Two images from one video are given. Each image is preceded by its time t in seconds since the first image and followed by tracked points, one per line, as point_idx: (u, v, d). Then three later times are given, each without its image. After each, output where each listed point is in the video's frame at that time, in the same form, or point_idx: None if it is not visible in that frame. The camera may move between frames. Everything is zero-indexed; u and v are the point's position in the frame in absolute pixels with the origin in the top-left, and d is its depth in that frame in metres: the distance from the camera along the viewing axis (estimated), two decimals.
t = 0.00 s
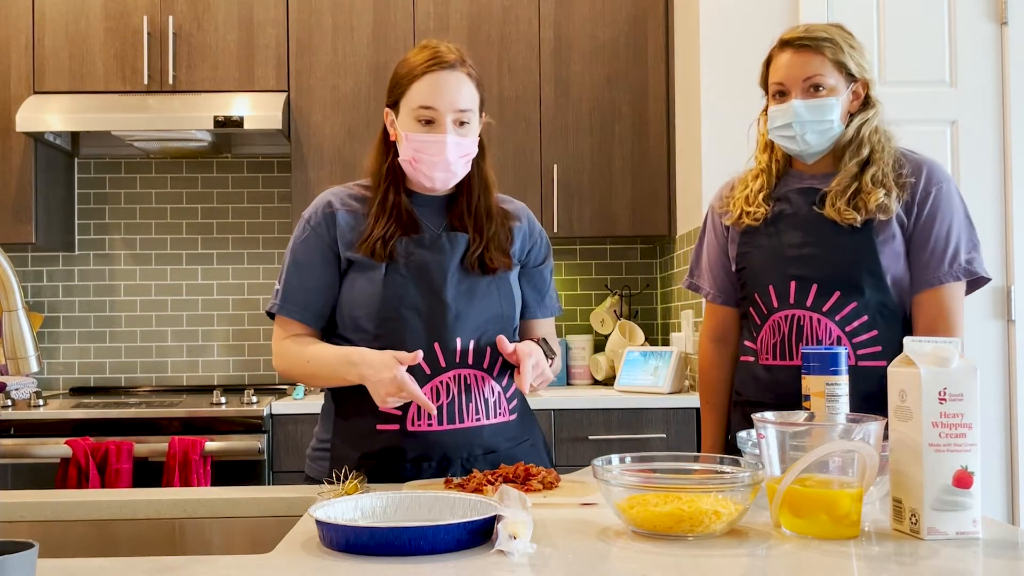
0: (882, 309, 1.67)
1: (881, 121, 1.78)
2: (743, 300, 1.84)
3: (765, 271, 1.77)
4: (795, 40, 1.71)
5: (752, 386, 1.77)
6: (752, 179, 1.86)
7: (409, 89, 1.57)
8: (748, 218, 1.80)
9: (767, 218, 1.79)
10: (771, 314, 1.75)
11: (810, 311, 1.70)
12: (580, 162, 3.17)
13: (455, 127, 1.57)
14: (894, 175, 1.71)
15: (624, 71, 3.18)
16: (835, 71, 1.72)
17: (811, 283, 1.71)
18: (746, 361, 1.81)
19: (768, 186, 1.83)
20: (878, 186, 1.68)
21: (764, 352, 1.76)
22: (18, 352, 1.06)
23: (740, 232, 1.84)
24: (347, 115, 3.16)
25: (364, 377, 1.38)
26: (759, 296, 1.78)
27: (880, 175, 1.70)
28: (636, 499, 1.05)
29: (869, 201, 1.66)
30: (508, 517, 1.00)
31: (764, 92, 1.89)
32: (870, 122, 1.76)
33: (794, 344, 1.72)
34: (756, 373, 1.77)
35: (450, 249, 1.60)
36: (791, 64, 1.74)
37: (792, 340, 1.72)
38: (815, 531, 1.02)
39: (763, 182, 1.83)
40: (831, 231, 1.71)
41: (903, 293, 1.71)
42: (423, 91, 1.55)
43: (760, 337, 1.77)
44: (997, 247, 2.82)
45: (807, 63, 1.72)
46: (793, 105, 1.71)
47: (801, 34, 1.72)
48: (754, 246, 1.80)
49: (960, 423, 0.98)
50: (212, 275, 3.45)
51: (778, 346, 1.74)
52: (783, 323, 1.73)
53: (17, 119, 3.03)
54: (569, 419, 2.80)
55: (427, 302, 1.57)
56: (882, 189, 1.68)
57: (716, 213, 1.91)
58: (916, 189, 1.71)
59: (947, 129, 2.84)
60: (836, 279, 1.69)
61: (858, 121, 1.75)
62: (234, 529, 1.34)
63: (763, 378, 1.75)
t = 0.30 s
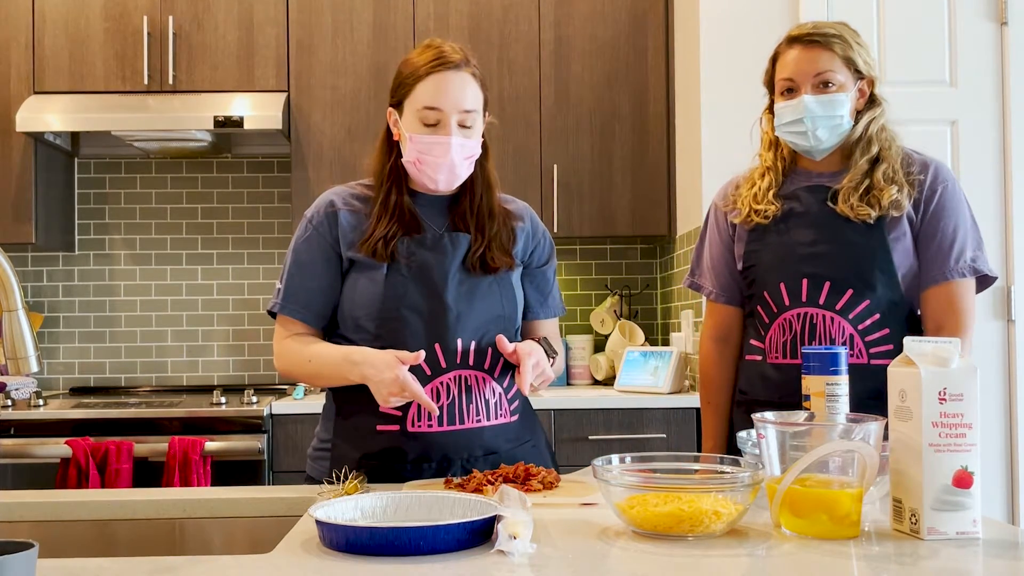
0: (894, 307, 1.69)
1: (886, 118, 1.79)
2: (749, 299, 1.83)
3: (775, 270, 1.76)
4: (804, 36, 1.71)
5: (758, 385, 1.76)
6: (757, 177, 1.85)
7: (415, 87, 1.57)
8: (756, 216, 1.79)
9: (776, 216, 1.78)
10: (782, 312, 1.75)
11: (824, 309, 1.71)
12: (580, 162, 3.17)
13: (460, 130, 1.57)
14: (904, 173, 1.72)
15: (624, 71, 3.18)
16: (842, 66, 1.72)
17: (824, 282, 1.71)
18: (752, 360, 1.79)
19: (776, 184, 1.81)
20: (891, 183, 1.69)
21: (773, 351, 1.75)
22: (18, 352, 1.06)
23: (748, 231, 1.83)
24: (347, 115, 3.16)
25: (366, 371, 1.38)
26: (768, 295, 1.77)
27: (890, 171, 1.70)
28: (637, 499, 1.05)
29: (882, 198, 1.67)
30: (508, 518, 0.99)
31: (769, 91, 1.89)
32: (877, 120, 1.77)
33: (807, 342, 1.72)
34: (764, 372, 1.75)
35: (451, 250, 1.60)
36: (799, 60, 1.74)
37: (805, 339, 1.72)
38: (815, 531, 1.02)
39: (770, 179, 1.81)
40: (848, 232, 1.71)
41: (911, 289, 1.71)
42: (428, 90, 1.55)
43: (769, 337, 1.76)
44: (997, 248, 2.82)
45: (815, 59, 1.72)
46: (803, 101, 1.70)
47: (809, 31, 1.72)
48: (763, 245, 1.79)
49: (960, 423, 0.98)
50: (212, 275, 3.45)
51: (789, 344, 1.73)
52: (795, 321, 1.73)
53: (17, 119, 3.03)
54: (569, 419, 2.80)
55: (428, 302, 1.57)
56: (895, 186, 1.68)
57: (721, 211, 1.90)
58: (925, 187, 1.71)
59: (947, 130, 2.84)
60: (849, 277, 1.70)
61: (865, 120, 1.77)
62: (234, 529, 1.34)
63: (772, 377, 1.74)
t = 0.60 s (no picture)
0: (888, 308, 1.68)
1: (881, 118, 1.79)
2: (744, 297, 1.83)
3: (771, 270, 1.76)
4: (800, 34, 1.71)
5: (752, 385, 1.76)
6: (752, 177, 1.85)
7: (424, 91, 1.56)
8: (752, 217, 1.79)
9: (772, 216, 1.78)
10: (777, 312, 1.74)
11: (818, 309, 1.70)
12: (580, 162, 3.18)
13: (468, 134, 1.58)
14: (899, 174, 1.72)
15: (624, 71, 3.18)
16: (837, 65, 1.72)
17: (819, 282, 1.71)
18: (746, 360, 1.79)
19: (771, 184, 1.82)
20: (887, 184, 1.70)
21: (768, 351, 1.74)
22: (18, 352, 1.06)
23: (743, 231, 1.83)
24: (347, 115, 3.16)
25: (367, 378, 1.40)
26: (764, 295, 1.76)
27: (886, 173, 1.71)
28: (637, 499, 1.05)
29: (878, 199, 1.67)
30: (508, 518, 1.00)
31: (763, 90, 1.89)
32: (872, 120, 1.77)
33: (801, 343, 1.71)
34: (759, 372, 1.75)
35: (454, 251, 1.60)
36: (794, 59, 1.74)
37: (800, 339, 1.71)
38: (815, 531, 1.02)
39: (766, 180, 1.82)
40: (843, 232, 1.71)
41: (906, 292, 1.71)
42: (437, 94, 1.54)
43: (764, 337, 1.76)
44: (997, 248, 2.82)
45: (809, 57, 1.72)
46: (799, 100, 1.71)
47: (805, 29, 1.72)
48: (759, 246, 1.79)
49: (960, 423, 0.98)
50: (212, 275, 3.45)
51: (784, 344, 1.73)
52: (790, 321, 1.72)
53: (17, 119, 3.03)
54: (569, 419, 2.80)
55: (429, 303, 1.57)
56: (891, 186, 1.69)
57: (716, 211, 1.90)
58: (920, 189, 1.71)
59: (947, 129, 2.84)
60: (844, 278, 1.69)
61: (860, 121, 1.76)
62: (234, 529, 1.35)
63: (767, 377, 1.73)
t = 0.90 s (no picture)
0: (857, 310, 1.66)
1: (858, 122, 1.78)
2: (716, 297, 1.82)
3: (742, 269, 1.75)
4: (774, 41, 1.69)
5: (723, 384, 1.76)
6: (729, 177, 1.85)
7: (428, 91, 1.56)
8: (725, 216, 1.79)
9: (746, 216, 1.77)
10: (746, 311, 1.73)
11: (785, 310, 1.69)
12: (580, 162, 3.18)
13: (471, 133, 1.58)
14: (872, 180, 1.70)
15: (624, 70, 3.18)
16: (813, 74, 1.70)
17: (786, 282, 1.69)
18: (717, 358, 1.78)
19: (747, 184, 1.82)
20: (860, 189, 1.68)
21: (736, 350, 1.73)
22: (18, 352, 1.06)
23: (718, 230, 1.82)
24: (347, 115, 3.16)
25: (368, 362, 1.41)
26: (734, 294, 1.76)
27: (859, 178, 1.69)
28: (636, 499, 1.05)
29: (849, 204, 1.66)
30: (508, 518, 1.00)
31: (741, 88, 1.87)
32: (847, 125, 1.76)
33: (767, 343, 1.70)
34: (728, 370, 1.75)
35: (454, 251, 1.60)
36: (767, 66, 1.72)
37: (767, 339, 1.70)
38: (815, 531, 1.02)
39: (741, 180, 1.82)
40: (811, 234, 1.69)
41: (877, 296, 1.70)
42: (442, 94, 1.55)
43: (734, 336, 1.75)
44: (997, 249, 2.82)
45: (783, 65, 1.70)
46: (770, 110, 1.70)
47: (780, 36, 1.70)
48: (731, 245, 1.78)
49: (959, 423, 0.98)
50: (212, 275, 3.45)
51: (752, 344, 1.71)
52: (758, 321, 1.71)
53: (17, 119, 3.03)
54: (569, 419, 2.80)
55: (428, 302, 1.58)
56: (863, 192, 1.67)
57: (694, 212, 1.88)
58: (894, 194, 1.69)
59: (947, 130, 2.84)
60: (811, 278, 1.68)
61: (835, 125, 1.75)
62: (235, 529, 1.35)
63: (734, 376, 1.73)
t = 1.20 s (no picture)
0: (811, 310, 1.67)
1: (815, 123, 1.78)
2: (674, 294, 1.81)
3: (698, 268, 1.75)
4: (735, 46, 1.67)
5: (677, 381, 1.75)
6: (688, 177, 1.84)
7: (430, 88, 1.57)
8: (685, 216, 1.78)
9: (704, 218, 1.77)
10: (703, 309, 1.72)
11: (741, 308, 1.68)
12: (580, 163, 3.18)
13: (471, 131, 1.58)
14: (828, 181, 1.69)
15: (624, 70, 3.18)
16: (770, 78, 1.69)
17: (743, 281, 1.69)
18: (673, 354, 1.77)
19: (707, 184, 1.81)
20: (815, 191, 1.67)
21: (692, 346, 1.72)
22: (18, 352, 1.06)
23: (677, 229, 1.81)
24: (347, 115, 3.16)
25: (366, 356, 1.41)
26: (691, 291, 1.75)
27: (815, 180, 1.68)
28: (636, 499, 1.05)
29: (805, 206, 1.65)
30: (508, 517, 1.00)
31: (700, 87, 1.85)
32: (804, 127, 1.75)
33: (723, 342, 1.69)
34: (685, 366, 1.73)
35: (453, 250, 1.60)
36: (726, 71, 1.70)
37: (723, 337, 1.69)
38: (815, 531, 1.02)
39: (701, 180, 1.81)
40: (767, 236, 1.69)
41: (831, 297, 1.71)
42: (443, 91, 1.55)
43: (690, 333, 1.74)
44: (997, 249, 2.82)
45: (743, 71, 1.69)
46: (730, 114, 1.68)
47: (740, 41, 1.67)
48: (689, 244, 1.77)
49: (960, 423, 0.98)
50: (212, 275, 3.45)
51: (708, 341, 1.70)
52: (715, 319, 1.70)
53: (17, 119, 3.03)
54: (569, 419, 2.80)
55: (426, 300, 1.58)
56: (819, 194, 1.66)
57: (654, 211, 1.87)
58: (849, 195, 1.69)
59: (947, 129, 2.84)
60: (767, 277, 1.68)
61: (793, 127, 1.74)
62: (235, 529, 1.35)
63: (690, 372, 1.71)
